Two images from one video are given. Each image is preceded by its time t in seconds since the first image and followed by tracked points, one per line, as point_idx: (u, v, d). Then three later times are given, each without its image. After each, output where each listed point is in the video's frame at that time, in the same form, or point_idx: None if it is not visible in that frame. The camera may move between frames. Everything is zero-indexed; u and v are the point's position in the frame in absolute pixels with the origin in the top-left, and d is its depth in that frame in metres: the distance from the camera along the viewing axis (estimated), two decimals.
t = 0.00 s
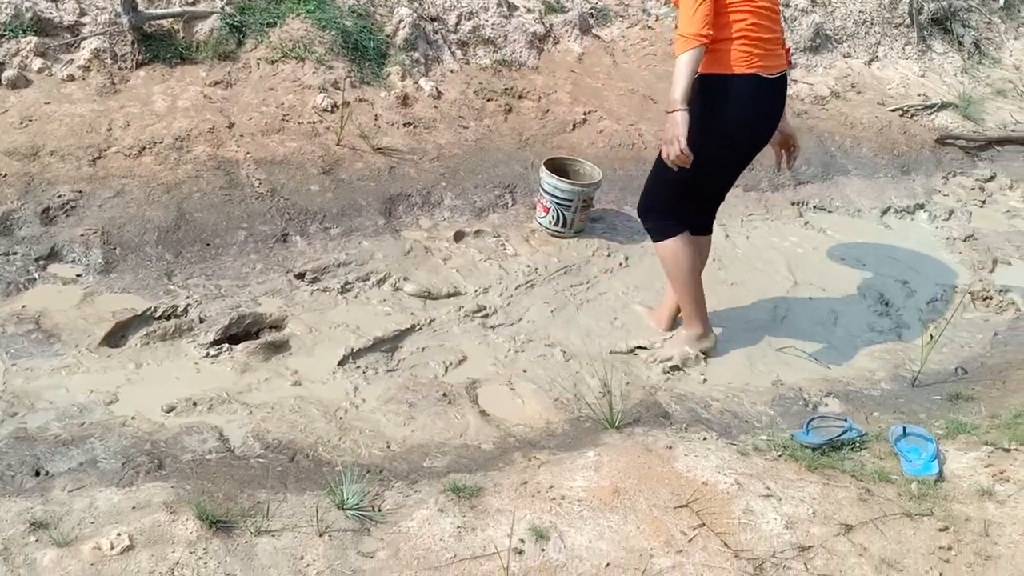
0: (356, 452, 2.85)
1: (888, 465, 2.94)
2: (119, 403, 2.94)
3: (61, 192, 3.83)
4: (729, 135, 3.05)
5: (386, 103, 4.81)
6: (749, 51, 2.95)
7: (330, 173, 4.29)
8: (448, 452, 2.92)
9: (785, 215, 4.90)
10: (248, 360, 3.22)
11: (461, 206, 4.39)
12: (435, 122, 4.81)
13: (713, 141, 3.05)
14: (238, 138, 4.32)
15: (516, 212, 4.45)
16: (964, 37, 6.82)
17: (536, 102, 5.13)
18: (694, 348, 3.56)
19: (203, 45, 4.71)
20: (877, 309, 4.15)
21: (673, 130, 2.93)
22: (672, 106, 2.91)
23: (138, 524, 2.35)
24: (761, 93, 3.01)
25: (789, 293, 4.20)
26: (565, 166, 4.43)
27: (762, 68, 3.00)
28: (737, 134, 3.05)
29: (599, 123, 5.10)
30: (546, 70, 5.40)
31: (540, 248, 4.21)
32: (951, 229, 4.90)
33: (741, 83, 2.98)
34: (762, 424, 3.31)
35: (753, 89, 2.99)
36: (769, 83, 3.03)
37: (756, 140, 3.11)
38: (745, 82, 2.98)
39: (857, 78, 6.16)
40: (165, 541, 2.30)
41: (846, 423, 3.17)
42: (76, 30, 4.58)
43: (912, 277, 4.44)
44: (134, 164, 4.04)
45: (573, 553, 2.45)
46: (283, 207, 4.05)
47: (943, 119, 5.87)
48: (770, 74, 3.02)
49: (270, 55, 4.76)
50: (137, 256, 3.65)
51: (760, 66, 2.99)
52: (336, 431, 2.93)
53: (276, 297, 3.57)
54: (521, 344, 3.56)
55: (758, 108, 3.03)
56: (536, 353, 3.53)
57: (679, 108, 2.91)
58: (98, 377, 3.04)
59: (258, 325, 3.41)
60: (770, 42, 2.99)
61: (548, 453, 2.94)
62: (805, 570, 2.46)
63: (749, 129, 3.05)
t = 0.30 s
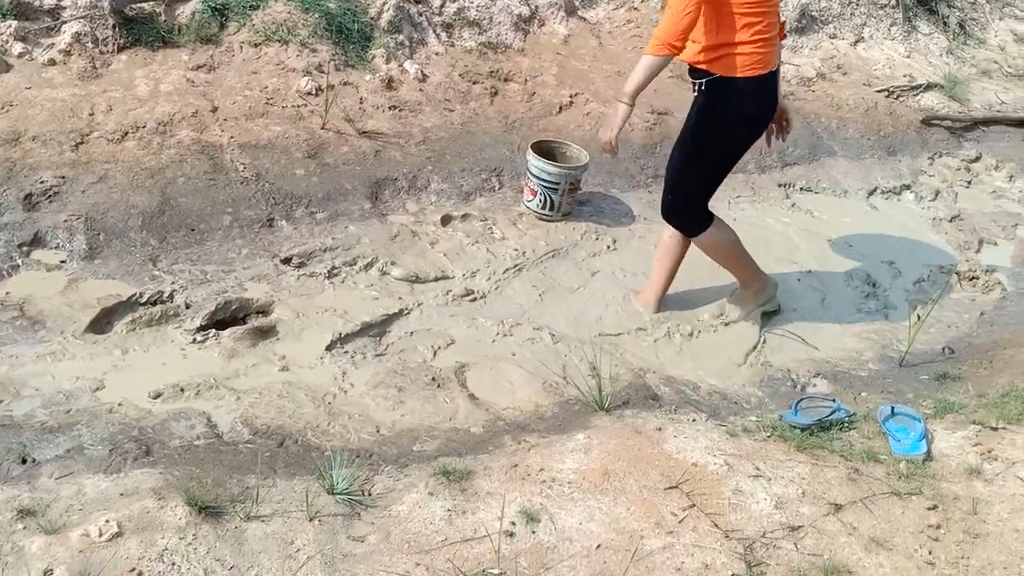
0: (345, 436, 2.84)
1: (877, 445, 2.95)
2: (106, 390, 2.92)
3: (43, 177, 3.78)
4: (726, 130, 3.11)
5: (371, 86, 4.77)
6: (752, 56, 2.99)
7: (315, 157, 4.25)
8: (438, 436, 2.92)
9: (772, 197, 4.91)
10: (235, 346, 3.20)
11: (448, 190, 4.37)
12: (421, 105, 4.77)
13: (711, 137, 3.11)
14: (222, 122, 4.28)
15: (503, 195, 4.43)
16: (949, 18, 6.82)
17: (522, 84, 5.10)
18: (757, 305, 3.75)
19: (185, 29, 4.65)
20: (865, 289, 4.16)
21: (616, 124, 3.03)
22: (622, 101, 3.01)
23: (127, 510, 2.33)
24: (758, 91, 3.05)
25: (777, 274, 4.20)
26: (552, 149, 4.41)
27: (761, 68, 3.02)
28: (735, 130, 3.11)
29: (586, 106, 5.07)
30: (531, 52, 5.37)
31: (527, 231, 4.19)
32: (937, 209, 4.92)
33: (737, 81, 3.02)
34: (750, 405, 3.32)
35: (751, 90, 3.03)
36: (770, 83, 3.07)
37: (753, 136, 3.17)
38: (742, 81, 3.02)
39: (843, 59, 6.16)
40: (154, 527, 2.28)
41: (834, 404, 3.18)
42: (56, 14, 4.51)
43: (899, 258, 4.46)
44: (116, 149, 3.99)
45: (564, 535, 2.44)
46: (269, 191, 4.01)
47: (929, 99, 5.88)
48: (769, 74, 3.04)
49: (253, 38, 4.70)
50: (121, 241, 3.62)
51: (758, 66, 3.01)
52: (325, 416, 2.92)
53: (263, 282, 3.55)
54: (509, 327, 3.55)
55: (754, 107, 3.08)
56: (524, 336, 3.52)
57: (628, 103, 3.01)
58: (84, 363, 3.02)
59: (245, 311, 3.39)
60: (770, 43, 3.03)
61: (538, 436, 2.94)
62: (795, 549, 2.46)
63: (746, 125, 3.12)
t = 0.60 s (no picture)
0: (330, 422, 2.83)
1: (859, 425, 2.98)
2: (87, 377, 2.90)
3: (21, 164, 3.73)
4: (745, 120, 3.20)
5: (352, 70, 4.73)
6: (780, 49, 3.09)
7: (296, 142, 4.21)
8: (423, 421, 2.91)
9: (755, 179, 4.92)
10: (217, 332, 3.17)
11: (431, 174, 4.34)
12: (403, 89, 4.73)
13: (731, 127, 3.20)
14: (202, 107, 4.23)
15: (487, 180, 4.41)
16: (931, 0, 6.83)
17: (505, 68, 5.07)
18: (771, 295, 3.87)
19: (163, 13, 4.59)
20: (847, 271, 4.18)
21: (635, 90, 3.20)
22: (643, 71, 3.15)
23: (111, 498, 2.32)
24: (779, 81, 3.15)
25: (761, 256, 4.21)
26: (535, 133, 4.40)
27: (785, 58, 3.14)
28: (755, 120, 3.20)
29: (569, 90, 5.05)
30: (514, 36, 5.34)
31: (511, 216, 4.18)
32: (919, 191, 4.95)
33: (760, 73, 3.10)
34: (734, 386, 3.34)
35: (773, 82, 3.13)
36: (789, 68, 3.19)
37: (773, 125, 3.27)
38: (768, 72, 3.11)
39: (825, 43, 6.17)
40: (138, 514, 2.27)
41: (817, 384, 3.20)
42: None
43: (881, 239, 4.49)
44: (95, 135, 3.94)
45: (549, 517, 2.45)
46: (250, 176, 3.98)
47: (910, 82, 5.90)
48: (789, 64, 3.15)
49: (231, 22, 4.65)
50: (101, 228, 3.58)
51: (784, 60, 3.12)
52: (309, 402, 2.91)
53: (245, 268, 3.52)
54: (493, 312, 3.55)
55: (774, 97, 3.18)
56: (509, 320, 3.51)
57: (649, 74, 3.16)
58: (65, 351, 2.99)
59: (226, 297, 3.37)
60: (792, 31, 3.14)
61: (523, 419, 2.94)
62: (779, 528, 2.47)
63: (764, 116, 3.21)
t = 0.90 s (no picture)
0: (315, 407, 2.83)
1: (841, 404, 3.01)
2: (70, 365, 2.89)
3: None
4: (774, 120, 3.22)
5: (332, 56, 4.70)
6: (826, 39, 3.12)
7: (277, 129, 4.19)
8: (408, 406, 2.92)
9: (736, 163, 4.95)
10: (200, 319, 3.16)
11: (413, 160, 4.34)
12: (384, 75, 4.71)
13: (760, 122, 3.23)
14: (181, 94, 4.20)
15: (469, 165, 4.41)
16: None
17: (486, 53, 5.06)
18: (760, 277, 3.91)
19: None
20: (828, 255, 4.22)
21: (766, 145, 3.13)
22: (760, 125, 3.10)
23: (97, 484, 2.32)
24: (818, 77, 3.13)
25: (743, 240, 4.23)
26: (517, 118, 4.40)
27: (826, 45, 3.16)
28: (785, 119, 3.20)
29: (550, 75, 5.05)
30: (495, 21, 5.32)
31: (494, 201, 4.18)
32: (898, 174, 5.00)
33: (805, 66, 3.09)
34: (718, 368, 3.36)
35: (817, 78, 3.11)
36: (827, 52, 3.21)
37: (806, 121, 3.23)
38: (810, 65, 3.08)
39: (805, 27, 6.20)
40: (124, 500, 2.27)
41: (799, 365, 3.23)
42: None
43: (861, 222, 4.52)
44: (73, 123, 3.90)
45: (536, 498, 2.46)
46: (230, 163, 3.95)
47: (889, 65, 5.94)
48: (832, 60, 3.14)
49: (209, 8, 4.63)
50: (81, 216, 3.55)
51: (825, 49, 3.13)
52: (294, 387, 2.91)
53: (227, 255, 3.50)
54: (477, 297, 3.55)
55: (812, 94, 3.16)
56: (493, 305, 3.52)
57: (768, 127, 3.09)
58: (47, 340, 2.97)
59: (209, 284, 3.34)
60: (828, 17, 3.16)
61: (508, 403, 2.95)
62: (762, 506, 2.49)
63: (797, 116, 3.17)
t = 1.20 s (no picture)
0: (300, 397, 2.81)
1: (825, 388, 3.03)
2: (50, 357, 2.85)
3: None
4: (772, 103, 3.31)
5: (311, 44, 4.66)
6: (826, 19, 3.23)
7: (257, 118, 4.15)
8: (394, 394, 2.90)
9: (718, 150, 4.96)
10: (182, 310, 3.13)
11: (395, 149, 4.31)
12: (364, 63, 4.68)
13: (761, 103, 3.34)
14: (158, 83, 4.14)
15: (452, 154, 4.39)
16: None
17: (466, 41, 5.03)
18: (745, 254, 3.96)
19: None
20: (810, 240, 4.23)
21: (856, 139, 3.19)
22: (846, 116, 3.15)
23: (81, 476, 2.29)
24: (818, 58, 3.21)
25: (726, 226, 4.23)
26: (499, 106, 4.38)
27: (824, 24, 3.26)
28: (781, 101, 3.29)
29: (532, 63, 5.03)
30: (475, 8, 5.29)
31: (477, 189, 4.17)
32: (878, 160, 5.02)
33: (811, 51, 3.18)
34: (703, 353, 3.36)
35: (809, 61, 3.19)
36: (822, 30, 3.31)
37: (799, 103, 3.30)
38: (812, 46, 3.17)
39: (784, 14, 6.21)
40: (108, 492, 2.25)
41: (783, 349, 3.24)
42: None
43: (843, 207, 4.55)
44: (49, 113, 3.84)
45: (524, 484, 2.46)
46: (210, 153, 3.91)
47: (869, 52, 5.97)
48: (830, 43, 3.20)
49: None
50: (58, 207, 3.50)
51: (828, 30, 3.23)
52: (278, 377, 2.88)
53: (208, 246, 3.47)
54: (462, 285, 3.54)
55: (812, 77, 3.24)
56: (477, 294, 3.50)
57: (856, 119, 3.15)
58: (26, 332, 2.93)
59: (190, 275, 3.31)
60: None
61: (495, 390, 2.95)
62: (749, 489, 2.50)
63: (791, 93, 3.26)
